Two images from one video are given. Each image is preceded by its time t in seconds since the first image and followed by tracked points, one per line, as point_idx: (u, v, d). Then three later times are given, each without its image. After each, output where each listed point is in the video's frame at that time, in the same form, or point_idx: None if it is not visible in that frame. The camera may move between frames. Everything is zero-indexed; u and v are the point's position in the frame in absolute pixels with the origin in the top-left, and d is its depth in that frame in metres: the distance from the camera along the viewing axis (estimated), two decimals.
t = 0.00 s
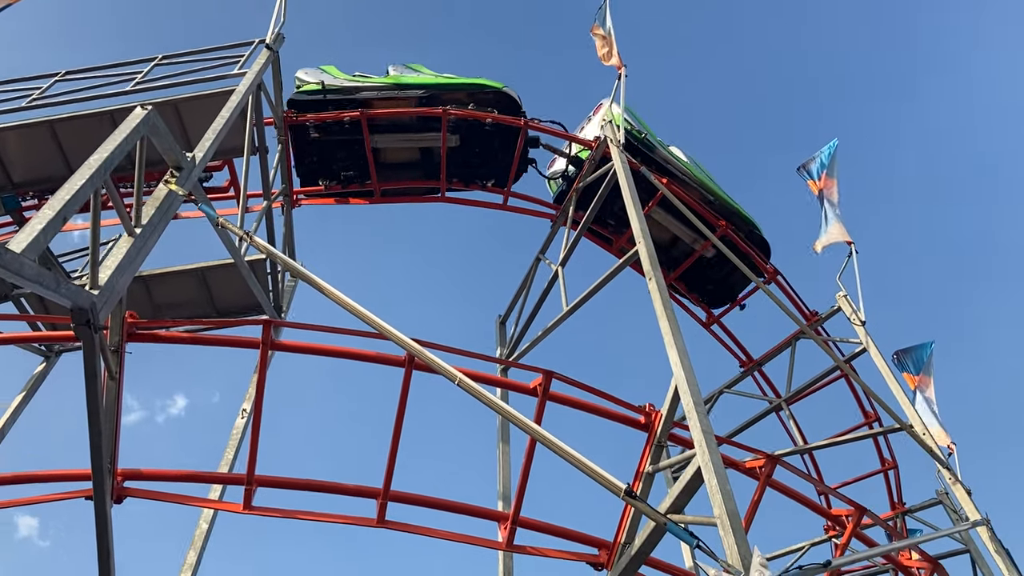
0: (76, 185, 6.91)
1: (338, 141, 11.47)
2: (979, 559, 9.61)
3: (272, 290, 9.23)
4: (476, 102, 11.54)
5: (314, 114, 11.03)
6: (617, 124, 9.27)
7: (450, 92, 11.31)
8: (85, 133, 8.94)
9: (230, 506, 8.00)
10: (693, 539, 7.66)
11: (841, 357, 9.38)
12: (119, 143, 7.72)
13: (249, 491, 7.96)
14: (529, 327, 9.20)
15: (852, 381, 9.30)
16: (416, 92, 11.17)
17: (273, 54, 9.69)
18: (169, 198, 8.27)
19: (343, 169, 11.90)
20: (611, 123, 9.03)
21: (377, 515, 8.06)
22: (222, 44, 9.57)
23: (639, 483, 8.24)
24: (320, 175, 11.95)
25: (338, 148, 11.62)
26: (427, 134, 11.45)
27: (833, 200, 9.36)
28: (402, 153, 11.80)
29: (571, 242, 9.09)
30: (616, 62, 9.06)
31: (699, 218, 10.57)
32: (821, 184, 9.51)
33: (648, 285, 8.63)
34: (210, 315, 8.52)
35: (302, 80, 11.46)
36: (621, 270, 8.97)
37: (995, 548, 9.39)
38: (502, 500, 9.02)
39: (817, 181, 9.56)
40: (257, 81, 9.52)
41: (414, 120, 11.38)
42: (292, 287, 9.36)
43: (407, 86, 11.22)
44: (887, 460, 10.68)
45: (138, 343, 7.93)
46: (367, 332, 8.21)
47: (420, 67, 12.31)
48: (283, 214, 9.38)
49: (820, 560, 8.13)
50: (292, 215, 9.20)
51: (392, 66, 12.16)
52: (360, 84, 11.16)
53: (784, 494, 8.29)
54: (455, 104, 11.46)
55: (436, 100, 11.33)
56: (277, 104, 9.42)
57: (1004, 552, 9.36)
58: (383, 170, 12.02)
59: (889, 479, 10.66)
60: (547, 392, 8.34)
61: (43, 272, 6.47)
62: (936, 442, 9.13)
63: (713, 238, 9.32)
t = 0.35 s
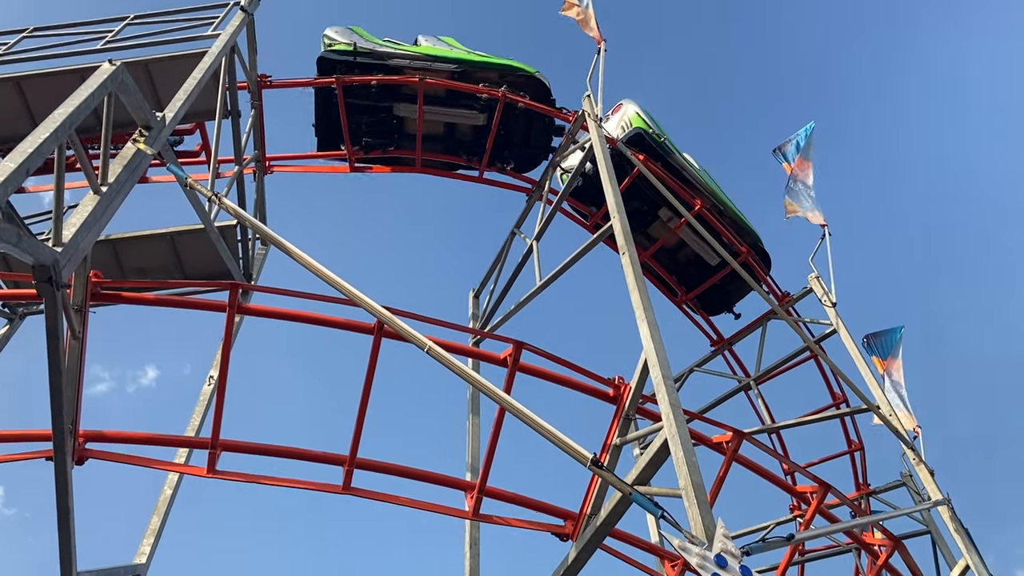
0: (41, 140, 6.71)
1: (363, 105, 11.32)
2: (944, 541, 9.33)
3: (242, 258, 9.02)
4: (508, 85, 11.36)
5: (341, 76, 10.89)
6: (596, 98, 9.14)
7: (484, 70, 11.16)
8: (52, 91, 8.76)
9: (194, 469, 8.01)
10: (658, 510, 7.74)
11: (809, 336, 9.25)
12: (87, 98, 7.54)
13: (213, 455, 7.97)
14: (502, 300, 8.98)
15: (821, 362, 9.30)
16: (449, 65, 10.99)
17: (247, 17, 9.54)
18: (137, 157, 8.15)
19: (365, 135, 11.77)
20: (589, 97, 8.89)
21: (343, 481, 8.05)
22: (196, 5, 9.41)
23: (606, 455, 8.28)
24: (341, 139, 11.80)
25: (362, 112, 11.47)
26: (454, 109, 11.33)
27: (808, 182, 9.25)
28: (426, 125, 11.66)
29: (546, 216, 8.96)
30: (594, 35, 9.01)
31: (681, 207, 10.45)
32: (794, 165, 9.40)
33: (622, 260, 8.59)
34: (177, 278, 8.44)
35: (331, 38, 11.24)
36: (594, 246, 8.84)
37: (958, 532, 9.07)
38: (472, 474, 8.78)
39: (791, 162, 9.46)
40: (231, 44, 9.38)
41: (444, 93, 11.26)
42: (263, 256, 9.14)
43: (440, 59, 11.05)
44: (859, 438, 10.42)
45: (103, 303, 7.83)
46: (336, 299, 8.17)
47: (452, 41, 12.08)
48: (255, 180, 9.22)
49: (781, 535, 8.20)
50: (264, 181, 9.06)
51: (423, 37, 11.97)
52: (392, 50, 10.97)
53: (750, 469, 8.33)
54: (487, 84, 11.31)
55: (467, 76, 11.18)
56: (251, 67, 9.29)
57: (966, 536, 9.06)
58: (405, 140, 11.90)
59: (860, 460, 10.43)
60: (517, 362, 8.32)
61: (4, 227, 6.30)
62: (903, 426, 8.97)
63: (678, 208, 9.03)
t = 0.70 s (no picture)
0: (10, 99, 6.54)
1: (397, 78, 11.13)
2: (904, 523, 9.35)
3: (215, 228, 8.90)
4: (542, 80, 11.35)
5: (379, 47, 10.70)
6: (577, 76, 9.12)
7: (519, 63, 11.11)
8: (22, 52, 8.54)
9: (163, 438, 7.97)
10: (629, 486, 7.84)
11: (781, 319, 9.30)
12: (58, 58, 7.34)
13: (183, 424, 7.92)
14: (478, 276, 8.91)
15: (792, 343, 9.38)
16: (488, 52, 10.88)
17: None
18: (109, 121, 7.99)
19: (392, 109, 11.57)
20: (570, 73, 8.86)
21: (314, 453, 8.02)
22: None
23: (579, 431, 8.34)
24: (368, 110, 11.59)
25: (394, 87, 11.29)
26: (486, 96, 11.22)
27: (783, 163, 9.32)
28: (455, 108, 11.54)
29: (524, 193, 8.90)
30: (575, 11, 8.97)
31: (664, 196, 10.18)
32: (771, 147, 9.46)
33: (599, 238, 8.59)
34: (151, 246, 8.35)
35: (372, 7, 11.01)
36: (571, 223, 8.80)
37: (920, 513, 9.03)
38: (443, 448, 8.75)
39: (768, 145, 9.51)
40: (207, 9, 9.21)
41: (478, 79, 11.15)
42: (236, 226, 9.03)
43: (479, 45, 10.91)
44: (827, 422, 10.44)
45: (72, 268, 7.69)
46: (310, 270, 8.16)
47: (489, 27, 11.95)
48: (230, 148, 9.08)
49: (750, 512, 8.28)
50: (239, 150, 8.93)
51: (460, 19, 11.86)
52: (431, 28, 10.84)
53: (719, 448, 8.42)
54: (521, 75, 11.27)
55: (502, 66, 11.09)
56: (227, 33, 9.13)
57: (928, 517, 9.03)
58: (432, 119, 11.72)
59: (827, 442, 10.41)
60: (492, 338, 8.33)
61: None
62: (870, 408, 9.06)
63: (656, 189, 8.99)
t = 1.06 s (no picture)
0: None
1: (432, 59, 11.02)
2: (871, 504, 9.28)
3: (190, 195, 8.77)
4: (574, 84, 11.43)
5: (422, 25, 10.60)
6: (558, 51, 9.09)
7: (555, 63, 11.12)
8: None
9: (135, 404, 7.99)
10: (602, 458, 7.92)
11: (755, 299, 9.33)
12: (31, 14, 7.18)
13: (155, 391, 7.88)
14: (455, 250, 8.85)
15: (766, 323, 9.46)
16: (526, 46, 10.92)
17: None
18: (83, 81, 7.84)
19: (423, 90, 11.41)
20: (552, 47, 8.83)
21: (287, 422, 8.00)
22: None
23: (553, 404, 8.38)
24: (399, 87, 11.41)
25: (429, 67, 11.15)
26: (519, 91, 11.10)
27: (763, 146, 9.35)
28: (486, 98, 11.35)
29: (503, 167, 8.89)
30: None
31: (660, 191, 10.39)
32: (752, 130, 9.51)
33: (578, 214, 8.59)
34: (124, 211, 8.22)
35: None
36: (549, 199, 8.75)
37: (887, 493, 8.90)
38: (416, 421, 8.73)
39: (749, 128, 9.56)
40: None
41: (513, 73, 11.08)
42: (212, 193, 8.91)
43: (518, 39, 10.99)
44: (797, 400, 10.35)
45: (43, 230, 7.55)
46: (287, 238, 8.13)
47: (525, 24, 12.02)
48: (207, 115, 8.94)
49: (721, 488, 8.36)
50: (216, 116, 8.80)
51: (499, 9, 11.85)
52: (475, 16, 10.89)
53: (691, 424, 8.49)
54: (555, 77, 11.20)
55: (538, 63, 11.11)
56: None
57: (894, 497, 8.91)
58: (463, 107, 11.55)
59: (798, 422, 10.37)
60: (468, 311, 8.32)
61: None
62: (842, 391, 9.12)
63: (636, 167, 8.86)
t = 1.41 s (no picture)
0: None
1: (468, 51, 10.95)
2: (839, 482, 9.38)
3: (164, 162, 8.68)
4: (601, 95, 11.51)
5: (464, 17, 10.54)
6: (539, 25, 9.06)
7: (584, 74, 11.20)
8: None
9: (108, 371, 7.90)
10: (575, 432, 8.00)
11: (731, 279, 9.37)
12: None
13: (128, 357, 7.80)
14: (432, 224, 8.82)
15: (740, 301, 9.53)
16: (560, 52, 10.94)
17: None
18: (55, 42, 7.72)
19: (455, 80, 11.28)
20: (533, 21, 8.81)
21: (261, 391, 7.97)
22: None
23: (529, 378, 8.42)
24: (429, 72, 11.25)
25: (463, 58, 11.05)
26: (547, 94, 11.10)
27: (742, 126, 9.43)
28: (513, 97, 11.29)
29: (482, 141, 8.88)
30: None
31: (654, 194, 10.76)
32: (731, 110, 9.57)
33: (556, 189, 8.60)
34: (97, 175, 8.11)
35: None
36: (526, 174, 8.75)
37: (856, 471, 8.96)
38: (391, 393, 8.74)
39: (728, 108, 9.62)
40: None
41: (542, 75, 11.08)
42: (187, 161, 8.82)
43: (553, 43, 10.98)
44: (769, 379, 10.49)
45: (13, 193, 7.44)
46: (263, 207, 8.07)
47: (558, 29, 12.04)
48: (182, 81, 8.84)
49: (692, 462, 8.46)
50: (192, 83, 8.70)
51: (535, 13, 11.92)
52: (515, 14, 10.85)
53: (664, 400, 8.55)
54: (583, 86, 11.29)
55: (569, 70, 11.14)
56: None
57: (863, 476, 8.96)
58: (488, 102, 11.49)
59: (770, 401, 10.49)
60: (445, 284, 8.32)
61: None
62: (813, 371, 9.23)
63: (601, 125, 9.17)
